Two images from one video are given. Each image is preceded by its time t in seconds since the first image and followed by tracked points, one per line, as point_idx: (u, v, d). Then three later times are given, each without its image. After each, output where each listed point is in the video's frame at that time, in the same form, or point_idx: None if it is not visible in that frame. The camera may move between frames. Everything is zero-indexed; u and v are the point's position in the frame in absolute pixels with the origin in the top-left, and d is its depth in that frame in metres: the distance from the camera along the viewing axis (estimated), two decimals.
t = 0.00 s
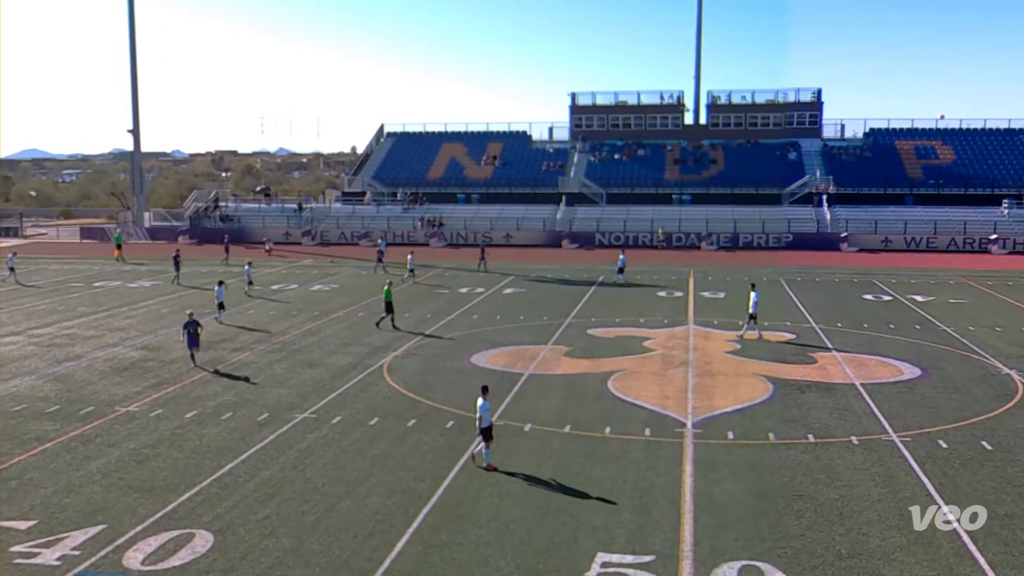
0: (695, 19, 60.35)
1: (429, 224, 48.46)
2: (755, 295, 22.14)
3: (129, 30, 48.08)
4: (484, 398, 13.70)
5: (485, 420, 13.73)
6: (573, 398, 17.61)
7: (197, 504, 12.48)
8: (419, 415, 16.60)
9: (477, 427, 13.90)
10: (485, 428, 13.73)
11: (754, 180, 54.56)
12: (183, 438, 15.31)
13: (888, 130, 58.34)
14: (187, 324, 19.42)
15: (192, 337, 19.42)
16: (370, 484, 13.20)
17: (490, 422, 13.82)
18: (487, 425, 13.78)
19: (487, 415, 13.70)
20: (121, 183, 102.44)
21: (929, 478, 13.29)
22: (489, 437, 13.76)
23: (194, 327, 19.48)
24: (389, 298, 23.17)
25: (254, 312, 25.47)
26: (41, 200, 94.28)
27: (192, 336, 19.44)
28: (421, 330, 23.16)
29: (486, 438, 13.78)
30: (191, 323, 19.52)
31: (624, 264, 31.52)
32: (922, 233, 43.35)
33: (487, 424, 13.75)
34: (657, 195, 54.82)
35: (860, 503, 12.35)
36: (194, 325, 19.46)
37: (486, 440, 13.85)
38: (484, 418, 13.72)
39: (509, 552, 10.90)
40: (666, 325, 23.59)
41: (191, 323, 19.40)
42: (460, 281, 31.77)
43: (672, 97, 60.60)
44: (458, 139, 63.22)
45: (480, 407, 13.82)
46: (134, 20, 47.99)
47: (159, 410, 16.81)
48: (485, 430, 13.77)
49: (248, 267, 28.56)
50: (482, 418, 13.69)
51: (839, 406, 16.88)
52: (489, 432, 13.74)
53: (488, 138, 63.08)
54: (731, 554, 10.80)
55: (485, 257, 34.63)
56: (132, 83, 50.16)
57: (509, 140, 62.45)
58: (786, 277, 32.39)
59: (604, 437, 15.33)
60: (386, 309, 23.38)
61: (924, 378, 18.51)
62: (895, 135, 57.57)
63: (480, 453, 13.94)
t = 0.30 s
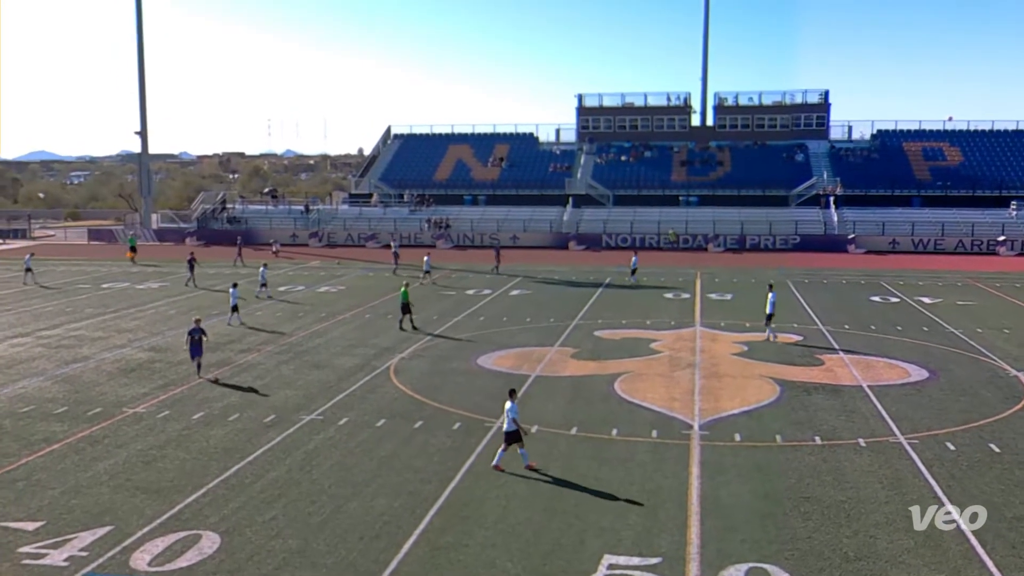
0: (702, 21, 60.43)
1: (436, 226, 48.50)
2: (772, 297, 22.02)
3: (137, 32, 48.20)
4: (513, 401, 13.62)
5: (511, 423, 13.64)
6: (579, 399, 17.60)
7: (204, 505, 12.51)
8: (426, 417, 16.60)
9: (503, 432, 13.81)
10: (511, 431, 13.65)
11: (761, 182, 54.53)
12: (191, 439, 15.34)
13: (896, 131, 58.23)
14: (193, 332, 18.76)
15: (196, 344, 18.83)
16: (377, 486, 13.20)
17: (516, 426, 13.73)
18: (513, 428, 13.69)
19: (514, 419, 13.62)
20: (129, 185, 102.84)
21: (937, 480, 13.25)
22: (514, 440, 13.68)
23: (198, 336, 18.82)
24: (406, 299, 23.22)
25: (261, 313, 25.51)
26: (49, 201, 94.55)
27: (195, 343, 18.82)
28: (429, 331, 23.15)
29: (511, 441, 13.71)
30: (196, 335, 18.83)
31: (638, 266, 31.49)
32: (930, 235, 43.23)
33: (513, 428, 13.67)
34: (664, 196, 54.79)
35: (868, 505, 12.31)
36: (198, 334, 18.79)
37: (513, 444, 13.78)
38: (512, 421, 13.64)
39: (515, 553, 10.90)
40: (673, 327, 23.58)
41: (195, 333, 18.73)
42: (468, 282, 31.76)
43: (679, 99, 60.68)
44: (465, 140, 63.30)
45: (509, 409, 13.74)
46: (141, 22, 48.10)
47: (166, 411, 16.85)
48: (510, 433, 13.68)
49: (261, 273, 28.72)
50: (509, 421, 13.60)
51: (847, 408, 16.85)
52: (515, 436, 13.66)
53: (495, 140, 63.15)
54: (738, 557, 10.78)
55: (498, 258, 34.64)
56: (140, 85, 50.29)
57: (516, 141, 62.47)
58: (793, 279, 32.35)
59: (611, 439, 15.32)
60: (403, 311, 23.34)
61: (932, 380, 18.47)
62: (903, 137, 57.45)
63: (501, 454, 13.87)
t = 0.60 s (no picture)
0: (710, 22, 60.36)
1: (443, 227, 48.52)
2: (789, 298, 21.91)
3: (145, 33, 48.34)
4: (538, 399, 13.73)
5: (539, 422, 13.71)
6: (587, 401, 17.58)
7: (212, 505, 12.53)
8: (434, 418, 16.61)
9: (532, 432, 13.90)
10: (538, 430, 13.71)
11: (769, 183, 54.46)
12: (198, 440, 15.37)
13: (904, 132, 58.08)
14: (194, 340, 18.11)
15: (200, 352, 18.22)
16: (384, 487, 13.20)
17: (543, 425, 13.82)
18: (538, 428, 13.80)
19: (541, 417, 13.69)
20: (137, 186, 103.10)
21: (946, 482, 13.21)
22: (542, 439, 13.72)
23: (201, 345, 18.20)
24: (423, 301, 23.10)
25: (269, 314, 25.54)
26: (58, 202, 94.89)
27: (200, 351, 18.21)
28: (438, 333, 23.15)
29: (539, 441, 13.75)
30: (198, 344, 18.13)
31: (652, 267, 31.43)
32: (938, 236, 43.10)
33: (540, 426, 13.74)
34: (671, 197, 54.74)
35: (875, 507, 12.28)
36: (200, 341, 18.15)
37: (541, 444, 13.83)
38: (538, 421, 13.71)
39: (522, 555, 10.89)
40: (680, 328, 23.55)
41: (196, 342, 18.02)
42: (475, 284, 31.76)
43: (686, 100, 60.63)
44: (472, 141, 63.35)
45: (535, 409, 13.82)
46: (150, 23, 48.23)
47: (174, 412, 16.88)
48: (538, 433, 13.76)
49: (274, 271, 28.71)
50: (536, 420, 13.68)
51: (855, 410, 16.81)
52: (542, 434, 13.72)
53: (502, 141, 63.18)
54: (746, 558, 10.76)
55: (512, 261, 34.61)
56: (148, 87, 50.40)
57: (524, 143, 62.45)
58: (801, 280, 32.27)
59: (618, 440, 15.30)
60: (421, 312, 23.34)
61: (940, 382, 18.41)
62: (911, 138, 57.30)
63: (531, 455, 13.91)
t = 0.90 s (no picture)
0: (715, 22, 60.32)
1: (448, 228, 48.55)
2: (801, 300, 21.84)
3: (150, 34, 48.40)
4: (562, 404, 13.47)
5: (562, 427, 13.51)
6: (591, 402, 17.57)
7: (217, 506, 12.54)
8: (438, 419, 16.60)
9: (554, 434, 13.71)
10: (561, 434, 13.53)
11: (773, 184, 54.44)
12: (203, 441, 15.38)
13: (908, 133, 58.04)
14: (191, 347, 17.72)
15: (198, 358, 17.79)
16: (388, 488, 13.21)
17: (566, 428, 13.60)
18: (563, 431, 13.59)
19: (564, 422, 13.48)
20: (142, 187, 103.25)
21: (950, 483, 13.18)
22: (564, 443, 13.58)
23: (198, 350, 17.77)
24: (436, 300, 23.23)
25: (273, 315, 25.57)
26: (62, 203, 95.07)
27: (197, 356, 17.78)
28: (443, 334, 23.13)
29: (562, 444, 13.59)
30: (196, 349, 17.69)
31: (662, 267, 31.35)
32: (942, 237, 43.08)
33: (563, 431, 13.52)
34: (675, 198, 54.73)
35: (880, 508, 12.26)
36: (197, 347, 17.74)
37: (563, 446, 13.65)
38: (561, 425, 13.50)
39: (527, 556, 10.89)
40: (685, 329, 23.54)
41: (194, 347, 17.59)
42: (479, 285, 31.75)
43: (690, 101, 60.63)
44: (477, 142, 63.35)
45: (558, 413, 13.57)
46: (155, 25, 48.31)
47: (178, 412, 16.90)
48: (560, 436, 13.57)
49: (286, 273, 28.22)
50: (559, 425, 13.47)
51: (859, 411, 16.79)
52: (564, 439, 13.53)
53: (506, 142, 63.20)
54: (750, 560, 10.75)
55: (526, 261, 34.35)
56: (153, 88, 50.45)
57: (528, 143, 62.46)
58: (805, 281, 32.26)
59: (622, 442, 15.29)
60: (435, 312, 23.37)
61: (945, 383, 18.40)
62: (916, 139, 57.24)
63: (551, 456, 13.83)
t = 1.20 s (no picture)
0: (720, 24, 60.27)
1: (452, 229, 48.58)
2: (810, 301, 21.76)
3: (156, 35, 48.48)
4: (584, 404, 13.51)
5: (584, 427, 13.53)
6: (595, 403, 17.56)
7: (221, 506, 12.55)
8: (443, 420, 16.60)
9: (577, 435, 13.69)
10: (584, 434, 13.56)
11: (778, 185, 54.36)
12: (208, 441, 15.40)
13: (913, 134, 57.91)
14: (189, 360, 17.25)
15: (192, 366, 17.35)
16: (392, 488, 13.21)
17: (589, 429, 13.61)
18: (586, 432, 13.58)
19: (586, 422, 13.50)
20: (147, 188, 103.55)
21: (956, 485, 13.14)
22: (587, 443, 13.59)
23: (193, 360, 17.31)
24: (451, 301, 23.18)
25: (278, 316, 25.60)
26: (68, 204, 95.24)
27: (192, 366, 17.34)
28: (448, 335, 23.12)
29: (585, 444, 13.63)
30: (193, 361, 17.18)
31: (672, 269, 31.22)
32: (948, 238, 42.97)
33: (586, 431, 13.55)
34: (680, 199, 54.67)
35: (885, 510, 12.24)
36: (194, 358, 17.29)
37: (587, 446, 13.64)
38: (584, 425, 13.52)
39: (531, 557, 10.88)
40: (689, 330, 23.51)
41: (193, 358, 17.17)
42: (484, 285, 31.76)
43: (695, 102, 60.58)
44: (481, 143, 63.37)
45: (581, 413, 13.61)
46: (160, 26, 48.39)
47: (183, 412, 16.93)
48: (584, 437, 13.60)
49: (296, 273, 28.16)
50: (581, 425, 13.51)
51: (864, 412, 16.75)
52: (587, 439, 13.56)
53: (511, 142, 63.19)
54: (755, 561, 10.73)
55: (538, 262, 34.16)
56: (158, 89, 50.52)
57: (533, 144, 62.45)
58: (810, 282, 32.23)
59: (627, 443, 15.28)
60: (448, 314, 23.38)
61: (950, 384, 18.36)
62: (921, 140, 57.11)
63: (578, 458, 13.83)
